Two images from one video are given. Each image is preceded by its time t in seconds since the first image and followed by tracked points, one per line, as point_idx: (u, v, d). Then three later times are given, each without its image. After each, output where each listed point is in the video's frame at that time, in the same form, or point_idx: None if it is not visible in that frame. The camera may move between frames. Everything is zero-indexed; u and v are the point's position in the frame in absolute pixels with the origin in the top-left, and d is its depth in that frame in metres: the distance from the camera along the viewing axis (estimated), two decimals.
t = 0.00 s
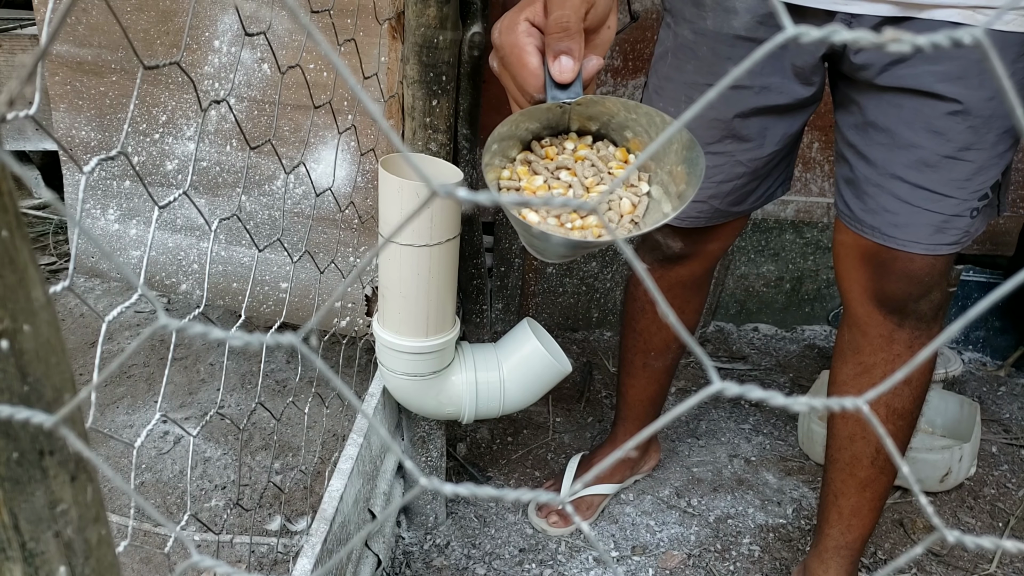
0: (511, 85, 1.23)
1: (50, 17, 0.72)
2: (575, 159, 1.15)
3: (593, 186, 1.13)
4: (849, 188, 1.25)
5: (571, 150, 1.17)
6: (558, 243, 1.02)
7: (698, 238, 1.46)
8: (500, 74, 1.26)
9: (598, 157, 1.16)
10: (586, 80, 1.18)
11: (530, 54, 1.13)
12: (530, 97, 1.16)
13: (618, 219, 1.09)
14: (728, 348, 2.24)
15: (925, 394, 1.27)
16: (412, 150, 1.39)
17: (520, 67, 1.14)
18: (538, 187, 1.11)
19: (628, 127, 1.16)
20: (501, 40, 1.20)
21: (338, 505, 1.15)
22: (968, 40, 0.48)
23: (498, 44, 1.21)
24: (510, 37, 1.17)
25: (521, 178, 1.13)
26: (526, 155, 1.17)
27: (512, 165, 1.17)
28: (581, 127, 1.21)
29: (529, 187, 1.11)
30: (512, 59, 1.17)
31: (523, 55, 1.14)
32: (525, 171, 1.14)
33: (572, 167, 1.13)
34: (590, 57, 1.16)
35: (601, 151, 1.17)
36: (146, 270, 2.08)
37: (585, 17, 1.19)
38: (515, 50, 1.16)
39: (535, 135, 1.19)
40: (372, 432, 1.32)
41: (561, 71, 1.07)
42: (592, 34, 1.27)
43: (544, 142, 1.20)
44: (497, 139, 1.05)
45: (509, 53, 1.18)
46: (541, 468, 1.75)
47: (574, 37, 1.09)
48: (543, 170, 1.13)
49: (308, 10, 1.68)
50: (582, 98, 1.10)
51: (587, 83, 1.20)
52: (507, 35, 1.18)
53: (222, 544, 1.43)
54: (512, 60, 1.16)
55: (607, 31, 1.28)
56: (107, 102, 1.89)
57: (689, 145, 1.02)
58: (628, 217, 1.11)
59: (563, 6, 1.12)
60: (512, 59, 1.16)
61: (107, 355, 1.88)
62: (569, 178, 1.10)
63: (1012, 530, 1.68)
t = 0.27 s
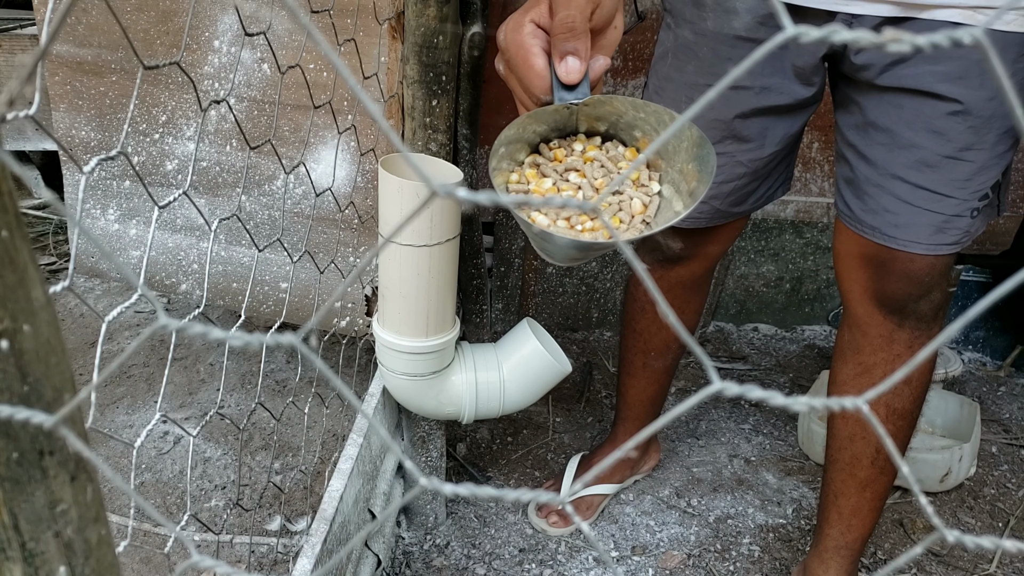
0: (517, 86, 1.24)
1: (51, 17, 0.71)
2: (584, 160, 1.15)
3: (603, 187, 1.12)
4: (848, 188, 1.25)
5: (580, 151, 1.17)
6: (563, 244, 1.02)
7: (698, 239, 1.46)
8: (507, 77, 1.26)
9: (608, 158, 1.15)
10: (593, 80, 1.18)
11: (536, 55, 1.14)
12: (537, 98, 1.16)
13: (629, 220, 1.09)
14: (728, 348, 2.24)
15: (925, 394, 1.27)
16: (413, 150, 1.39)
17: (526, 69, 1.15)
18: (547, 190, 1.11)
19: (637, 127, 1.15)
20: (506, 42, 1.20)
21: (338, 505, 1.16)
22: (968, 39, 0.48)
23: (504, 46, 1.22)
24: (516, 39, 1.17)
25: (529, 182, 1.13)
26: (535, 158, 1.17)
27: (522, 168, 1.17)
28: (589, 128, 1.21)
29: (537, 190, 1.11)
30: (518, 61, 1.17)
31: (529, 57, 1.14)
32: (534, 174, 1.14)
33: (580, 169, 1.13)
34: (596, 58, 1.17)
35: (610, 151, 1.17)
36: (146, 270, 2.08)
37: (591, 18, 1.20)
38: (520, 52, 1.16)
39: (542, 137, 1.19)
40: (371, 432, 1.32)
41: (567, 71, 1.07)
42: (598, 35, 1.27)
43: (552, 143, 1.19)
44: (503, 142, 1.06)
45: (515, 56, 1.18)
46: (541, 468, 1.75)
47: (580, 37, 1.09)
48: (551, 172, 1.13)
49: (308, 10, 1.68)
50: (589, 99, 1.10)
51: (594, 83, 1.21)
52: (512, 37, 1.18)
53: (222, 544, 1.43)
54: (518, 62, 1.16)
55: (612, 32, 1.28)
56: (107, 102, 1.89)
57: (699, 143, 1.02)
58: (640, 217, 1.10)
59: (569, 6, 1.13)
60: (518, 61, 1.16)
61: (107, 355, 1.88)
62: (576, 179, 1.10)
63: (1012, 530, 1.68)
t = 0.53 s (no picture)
0: (515, 92, 1.23)
1: (51, 18, 0.71)
2: (581, 168, 1.16)
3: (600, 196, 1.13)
4: (848, 188, 1.25)
5: (577, 159, 1.18)
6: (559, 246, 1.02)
7: (698, 239, 1.46)
8: (505, 83, 1.25)
9: (604, 166, 1.16)
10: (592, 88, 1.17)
11: (536, 63, 1.13)
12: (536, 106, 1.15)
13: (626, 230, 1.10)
14: (728, 348, 2.24)
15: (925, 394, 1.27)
16: (413, 150, 1.40)
17: (526, 77, 1.14)
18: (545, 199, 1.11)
19: (633, 136, 1.15)
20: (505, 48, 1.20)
21: (338, 505, 1.16)
22: (968, 39, 0.48)
23: (503, 52, 1.21)
24: (516, 47, 1.17)
25: (526, 189, 1.14)
26: (532, 165, 1.18)
27: (519, 174, 1.18)
28: (586, 136, 1.21)
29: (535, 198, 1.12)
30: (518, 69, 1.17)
31: (528, 64, 1.14)
32: (531, 182, 1.15)
33: (577, 177, 1.14)
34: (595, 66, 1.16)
35: (607, 159, 1.18)
36: (146, 270, 2.08)
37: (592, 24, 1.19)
38: (519, 59, 1.15)
39: (540, 144, 1.19)
40: (372, 432, 1.32)
41: (566, 80, 1.07)
42: (597, 41, 1.26)
43: (549, 150, 1.20)
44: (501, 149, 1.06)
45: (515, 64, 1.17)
46: (541, 468, 1.75)
47: (579, 46, 1.08)
48: (549, 179, 1.14)
49: (308, 10, 1.68)
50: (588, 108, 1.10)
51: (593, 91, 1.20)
52: (512, 43, 1.18)
53: (222, 544, 1.43)
54: (518, 70, 1.15)
55: (611, 38, 1.28)
56: (107, 102, 1.89)
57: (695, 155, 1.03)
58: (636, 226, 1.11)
59: (569, 14, 1.12)
60: (518, 69, 1.16)
61: (107, 355, 1.88)
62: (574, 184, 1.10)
63: (1012, 530, 1.68)
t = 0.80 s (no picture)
0: (523, 93, 1.23)
1: (50, 18, 0.71)
2: (590, 167, 1.16)
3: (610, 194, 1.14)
4: (847, 188, 1.25)
5: (586, 157, 1.18)
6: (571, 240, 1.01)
7: (697, 239, 1.46)
8: (512, 84, 1.25)
9: (613, 164, 1.17)
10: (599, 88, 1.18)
11: (543, 63, 1.13)
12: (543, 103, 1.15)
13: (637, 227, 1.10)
14: (728, 348, 2.24)
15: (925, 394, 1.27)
16: (413, 150, 1.40)
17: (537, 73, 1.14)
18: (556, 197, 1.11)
19: (640, 135, 1.16)
20: (513, 50, 1.20)
21: (338, 505, 1.16)
22: (968, 39, 0.48)
23: (510, 54, 1.21)
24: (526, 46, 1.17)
25: (537, 187, 1.14)
26: (541, 163, 1.18)
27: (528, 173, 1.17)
28: (593, 135, 1.21)
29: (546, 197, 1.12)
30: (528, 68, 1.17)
31: (537, 65, 1.14)
32: (542, 181, 1.15)
33: (588, 175, 1.14)
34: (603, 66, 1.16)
35: (616, 157, 1.18)
36: (146, 270, 2.08)
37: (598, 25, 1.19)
38: (528, 60, 1.15)
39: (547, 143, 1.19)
40: (372, 432, 1.32)
41: (576, 80, 1.07)
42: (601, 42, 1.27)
43: (557, 149, 1.20)
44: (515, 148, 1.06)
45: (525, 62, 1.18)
46: (541, 468, 1.75)
47: (589, 47, 1.08)
48: (560, 178, 1.14)
49: (308, 10, 1.68)
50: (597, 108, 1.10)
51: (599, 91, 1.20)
52: (520, 45, 1.18)
53: (222, 544, 1.43)
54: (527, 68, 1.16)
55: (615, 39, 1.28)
56: (107, 101, 1.89)
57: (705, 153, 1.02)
58: (648, 219, 1.11)
59: (577, 15, 1.12)
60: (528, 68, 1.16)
61: (107, 355, 1.88)
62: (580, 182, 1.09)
63: (1012, 530, 1.67)
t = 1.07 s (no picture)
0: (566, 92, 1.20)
1: (50, 18, 0.71)
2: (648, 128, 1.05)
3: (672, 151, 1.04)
4: (842, 188, 1.25)
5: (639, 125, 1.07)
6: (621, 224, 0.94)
7: (695, 238, 1.46)
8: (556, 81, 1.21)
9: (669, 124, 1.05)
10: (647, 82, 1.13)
11: (590, 57, 1.09)
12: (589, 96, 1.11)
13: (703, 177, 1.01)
14: (728, 348, 2.24)
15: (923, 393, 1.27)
16: (412, 150, 1.40)
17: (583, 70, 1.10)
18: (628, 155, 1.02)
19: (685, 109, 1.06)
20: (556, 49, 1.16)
21: (338, 505, 1.16)
22: (967, 39, 0.48)
23: (553, 53, 1.17)
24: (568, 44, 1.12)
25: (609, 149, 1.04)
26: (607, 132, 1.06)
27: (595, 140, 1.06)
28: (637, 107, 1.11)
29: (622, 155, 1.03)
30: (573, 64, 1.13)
31: (584, 61, 1.09)
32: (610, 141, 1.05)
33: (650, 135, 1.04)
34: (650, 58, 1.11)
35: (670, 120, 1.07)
36: (146, 270, 2.08)
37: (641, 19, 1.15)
38: (573, 57, 1.11)
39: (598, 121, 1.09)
40: (372, 432, 1.32)
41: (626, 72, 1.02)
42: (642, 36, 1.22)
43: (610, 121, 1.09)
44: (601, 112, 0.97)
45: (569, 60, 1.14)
46: (541, 468, 1.75)
47: (638, 39, 1.03)
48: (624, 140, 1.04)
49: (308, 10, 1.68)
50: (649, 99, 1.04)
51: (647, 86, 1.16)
52: (564, 43, 1.13)
53: (222, 544, 1.43)
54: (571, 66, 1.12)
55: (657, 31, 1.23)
56: (107, 101, 1.89)
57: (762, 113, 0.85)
58: (721, 186, 0.96)
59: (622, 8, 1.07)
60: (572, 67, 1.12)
61: (107, 355, 1.88)
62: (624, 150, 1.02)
63: (1012, 530, 1.67)
